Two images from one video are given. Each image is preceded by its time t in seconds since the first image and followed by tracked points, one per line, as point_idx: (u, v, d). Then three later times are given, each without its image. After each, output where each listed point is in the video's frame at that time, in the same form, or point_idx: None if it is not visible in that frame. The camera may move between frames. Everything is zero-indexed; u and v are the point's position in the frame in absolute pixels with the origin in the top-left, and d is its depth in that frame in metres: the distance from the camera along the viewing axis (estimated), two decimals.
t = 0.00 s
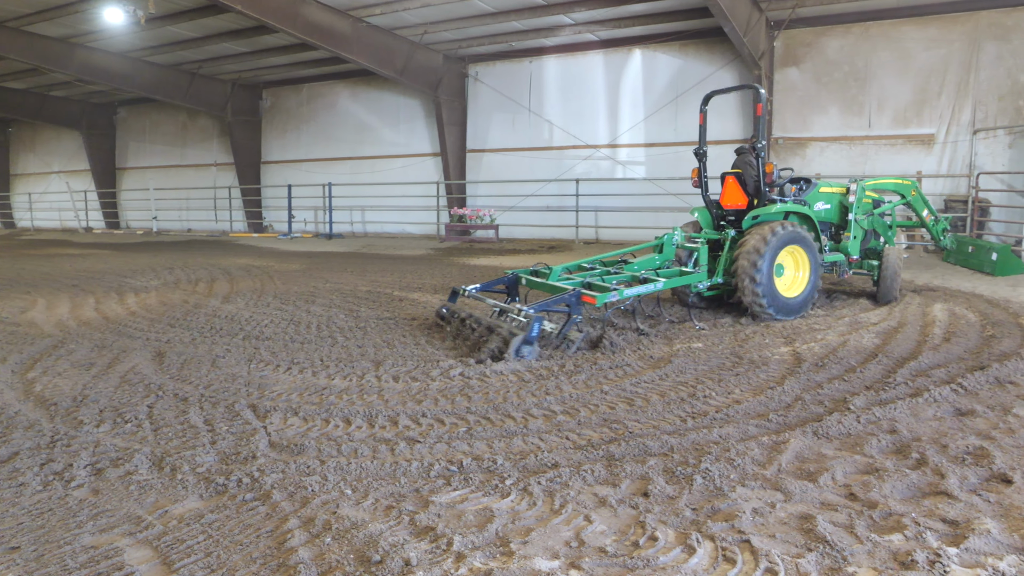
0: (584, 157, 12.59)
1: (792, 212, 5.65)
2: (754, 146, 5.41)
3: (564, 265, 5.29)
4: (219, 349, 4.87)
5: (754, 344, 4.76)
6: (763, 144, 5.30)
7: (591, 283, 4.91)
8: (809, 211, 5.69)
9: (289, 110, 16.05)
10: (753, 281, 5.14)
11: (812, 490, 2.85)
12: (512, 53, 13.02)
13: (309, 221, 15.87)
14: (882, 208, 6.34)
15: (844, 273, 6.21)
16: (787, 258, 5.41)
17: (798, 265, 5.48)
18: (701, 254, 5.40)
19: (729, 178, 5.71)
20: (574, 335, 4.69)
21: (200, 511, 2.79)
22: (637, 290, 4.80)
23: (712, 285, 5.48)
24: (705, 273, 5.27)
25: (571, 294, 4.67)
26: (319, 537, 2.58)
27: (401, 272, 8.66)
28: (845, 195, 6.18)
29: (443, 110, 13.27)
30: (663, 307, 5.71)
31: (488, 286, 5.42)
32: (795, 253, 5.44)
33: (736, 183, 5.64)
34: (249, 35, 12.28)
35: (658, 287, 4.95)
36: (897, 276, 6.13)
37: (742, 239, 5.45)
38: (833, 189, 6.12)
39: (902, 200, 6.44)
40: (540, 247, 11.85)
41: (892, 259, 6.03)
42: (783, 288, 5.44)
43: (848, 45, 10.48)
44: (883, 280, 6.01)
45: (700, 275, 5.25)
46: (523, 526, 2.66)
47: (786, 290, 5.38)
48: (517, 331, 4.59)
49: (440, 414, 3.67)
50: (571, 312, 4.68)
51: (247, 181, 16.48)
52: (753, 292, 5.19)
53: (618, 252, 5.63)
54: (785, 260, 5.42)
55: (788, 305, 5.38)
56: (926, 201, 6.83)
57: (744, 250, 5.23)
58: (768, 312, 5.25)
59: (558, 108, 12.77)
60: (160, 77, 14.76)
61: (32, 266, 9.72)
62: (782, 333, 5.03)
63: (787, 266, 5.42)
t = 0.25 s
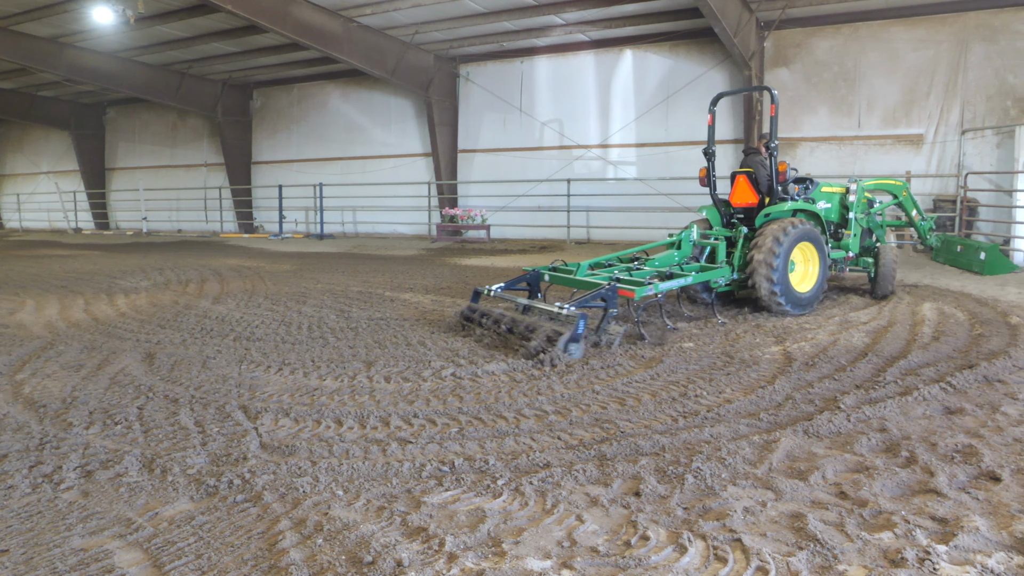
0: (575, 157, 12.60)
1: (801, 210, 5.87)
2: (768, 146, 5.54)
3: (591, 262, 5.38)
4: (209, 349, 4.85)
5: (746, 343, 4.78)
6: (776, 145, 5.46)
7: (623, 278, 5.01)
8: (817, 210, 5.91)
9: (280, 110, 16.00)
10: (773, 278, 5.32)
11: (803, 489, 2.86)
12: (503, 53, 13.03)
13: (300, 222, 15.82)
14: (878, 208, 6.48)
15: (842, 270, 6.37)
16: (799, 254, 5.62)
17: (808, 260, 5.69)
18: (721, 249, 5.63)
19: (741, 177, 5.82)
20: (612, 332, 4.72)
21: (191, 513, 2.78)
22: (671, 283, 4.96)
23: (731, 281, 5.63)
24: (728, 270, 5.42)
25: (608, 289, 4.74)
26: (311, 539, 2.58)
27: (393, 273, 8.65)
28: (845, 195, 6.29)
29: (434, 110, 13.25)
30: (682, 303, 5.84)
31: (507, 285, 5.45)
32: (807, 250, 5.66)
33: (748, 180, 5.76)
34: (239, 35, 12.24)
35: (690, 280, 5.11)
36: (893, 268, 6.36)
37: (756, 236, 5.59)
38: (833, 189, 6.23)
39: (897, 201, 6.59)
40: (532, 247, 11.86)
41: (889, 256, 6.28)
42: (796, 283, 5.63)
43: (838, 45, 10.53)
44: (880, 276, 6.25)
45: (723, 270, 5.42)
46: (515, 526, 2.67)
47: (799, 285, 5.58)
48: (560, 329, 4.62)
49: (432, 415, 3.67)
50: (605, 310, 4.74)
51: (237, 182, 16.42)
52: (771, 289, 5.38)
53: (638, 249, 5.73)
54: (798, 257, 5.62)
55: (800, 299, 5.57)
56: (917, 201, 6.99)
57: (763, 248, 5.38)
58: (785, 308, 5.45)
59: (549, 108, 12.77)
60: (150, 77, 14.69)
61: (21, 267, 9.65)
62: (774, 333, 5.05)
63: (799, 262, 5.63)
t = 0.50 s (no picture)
0: (565, 158, 12.61)
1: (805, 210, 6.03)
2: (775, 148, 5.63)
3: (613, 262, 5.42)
4: (197, 350, 4.83)
5: (734, 342, 4.80)
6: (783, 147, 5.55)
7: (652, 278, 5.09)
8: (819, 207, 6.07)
9: (269, 110, 15.94)
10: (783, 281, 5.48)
11: (793, 488, 2.88)
12: (493, 53, 13.03)
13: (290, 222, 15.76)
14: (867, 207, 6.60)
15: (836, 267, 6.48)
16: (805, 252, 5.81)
17: (812, 259, 5.88)
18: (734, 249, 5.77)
19: (746, 177, 5.91)
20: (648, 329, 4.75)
21: (181, 515, 2.76)
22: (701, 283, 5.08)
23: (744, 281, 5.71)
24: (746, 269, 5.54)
25: (642, 289, 4.81)
26: (301, 540, 2.57)
27: (383, 273, 8.64)
28: (838, 195, 6.40)
29: (424, 110, 13.23)
30: (698, 302, 5.91)
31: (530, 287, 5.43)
32: (813, 248, 5.85)
33: (755, 180, 5.85)
34: (228, 35, 12.19)
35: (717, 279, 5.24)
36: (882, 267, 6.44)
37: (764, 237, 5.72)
38: (828, 189, 6.33)
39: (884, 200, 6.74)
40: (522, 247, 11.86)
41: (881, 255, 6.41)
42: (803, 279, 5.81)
43: (826, 46, 10.58)
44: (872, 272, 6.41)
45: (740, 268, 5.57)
46: (505, 526, 2.67)
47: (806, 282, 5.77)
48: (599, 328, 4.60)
49: (422, 415, 3.67)
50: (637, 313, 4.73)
51: (226, 182, 16.34)
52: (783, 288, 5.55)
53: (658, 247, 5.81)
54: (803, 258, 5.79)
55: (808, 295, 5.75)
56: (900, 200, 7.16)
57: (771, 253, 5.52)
58: (796, 306, 5.64)
59: (540, 108, 12.78)
60: (138, 76, 14.61)
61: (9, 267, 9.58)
62: (764, 332, 5.08)
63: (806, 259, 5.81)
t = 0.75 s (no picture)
0: (556, 158, 12.62)
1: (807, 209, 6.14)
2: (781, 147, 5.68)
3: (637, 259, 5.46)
4: (188, 351, 4.82)
5: (726, 342, 4.81)
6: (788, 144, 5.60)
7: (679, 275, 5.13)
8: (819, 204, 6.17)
9: (260, 110, 15.89)
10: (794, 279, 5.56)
11: (784, 487, 2.89)
12: (485, 53, 13.02)
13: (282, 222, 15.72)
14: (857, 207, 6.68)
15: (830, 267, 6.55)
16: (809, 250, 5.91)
17: (815, 256, 5.98)
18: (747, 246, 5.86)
19: (752, 176, 5.94)
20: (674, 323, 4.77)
21: (172, 516, 2.75)
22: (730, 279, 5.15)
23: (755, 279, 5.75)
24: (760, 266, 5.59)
25: (674, 286, 4.85)
26: (293, 541, 2.57)
27: (375, 274, 8.63)
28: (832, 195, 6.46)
29: (416, 110, 13.22)
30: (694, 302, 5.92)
31: (552, 285, 5.44)
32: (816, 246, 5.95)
33: (761, 180, 5.87)
34: (219, 34, 12.14)
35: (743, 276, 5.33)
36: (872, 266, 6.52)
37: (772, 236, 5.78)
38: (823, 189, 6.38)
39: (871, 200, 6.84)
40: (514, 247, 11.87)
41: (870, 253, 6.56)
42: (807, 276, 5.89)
43: (816, 46, 10.62)
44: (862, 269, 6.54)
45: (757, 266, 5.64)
46: (498, 526, 2.67)
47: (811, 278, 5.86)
48: (640, 326, 4.66)
49: (414, 416, 3.67)
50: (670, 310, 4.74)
51: (217, 182, 16.28)
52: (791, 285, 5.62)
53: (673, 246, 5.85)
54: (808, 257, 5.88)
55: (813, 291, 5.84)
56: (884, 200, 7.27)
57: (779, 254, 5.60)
58: (802, 302, 5.73)
59: (531, 109, 12.78)
60: (129, 76, 14.55)
61: None
62: (755, 331, 5.09)
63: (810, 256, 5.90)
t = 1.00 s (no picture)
0: (554, 158, 12.62)
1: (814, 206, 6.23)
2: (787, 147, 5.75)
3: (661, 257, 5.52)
4: (185, 352, 4.81)
5: (724, 342, 4.81)
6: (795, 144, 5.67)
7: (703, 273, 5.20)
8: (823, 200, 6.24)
9: (258, 110, 15.88)
10: (805, 277, 5.60)
11: (782, 487, 2.89)
12: (482, 53, 13.02)
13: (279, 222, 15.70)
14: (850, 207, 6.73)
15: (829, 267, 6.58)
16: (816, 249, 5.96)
17: (821, 254, 6.03)
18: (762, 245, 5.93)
19: (758, 176, 6.01)
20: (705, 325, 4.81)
21: (170, 517, 2.75)
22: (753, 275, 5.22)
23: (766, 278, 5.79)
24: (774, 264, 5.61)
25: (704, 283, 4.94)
26: (291, 542, 2.57)
27: (372, 274, 8.63)
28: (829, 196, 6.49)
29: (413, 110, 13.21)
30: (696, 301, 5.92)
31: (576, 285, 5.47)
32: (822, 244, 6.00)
33: (768, 180, 5.95)
34: (216, 35, 12.14)
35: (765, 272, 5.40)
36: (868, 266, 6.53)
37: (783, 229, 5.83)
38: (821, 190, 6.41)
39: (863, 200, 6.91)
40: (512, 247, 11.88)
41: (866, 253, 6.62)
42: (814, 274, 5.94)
43: (813, 47, 10.63)
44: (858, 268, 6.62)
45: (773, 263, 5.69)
46: (496, 526, 2.67)
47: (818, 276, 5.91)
48: (676, 323, 4.72)
49: (412, 416, 3.67)
50: (703, 307, 4.75)
51: (215, 183, 16.26)
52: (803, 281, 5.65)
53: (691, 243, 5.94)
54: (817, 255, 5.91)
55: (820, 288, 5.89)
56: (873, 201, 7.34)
57: (792, 252, 5.61)
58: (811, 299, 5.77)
59: (529, 109, 12.78)
60: (126, 77, 14.54)
61: None
62: (754, 331, 5.09)
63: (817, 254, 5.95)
